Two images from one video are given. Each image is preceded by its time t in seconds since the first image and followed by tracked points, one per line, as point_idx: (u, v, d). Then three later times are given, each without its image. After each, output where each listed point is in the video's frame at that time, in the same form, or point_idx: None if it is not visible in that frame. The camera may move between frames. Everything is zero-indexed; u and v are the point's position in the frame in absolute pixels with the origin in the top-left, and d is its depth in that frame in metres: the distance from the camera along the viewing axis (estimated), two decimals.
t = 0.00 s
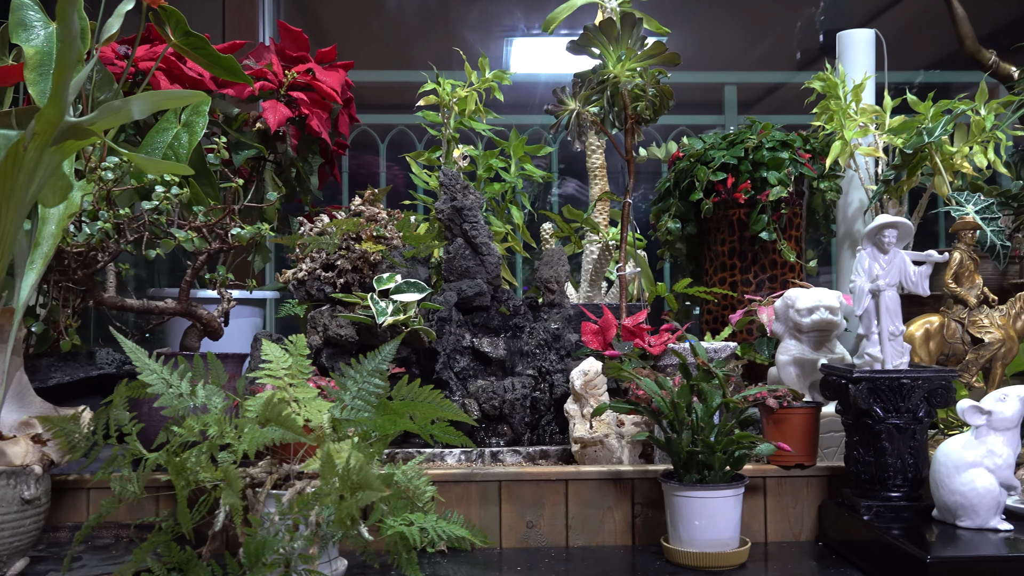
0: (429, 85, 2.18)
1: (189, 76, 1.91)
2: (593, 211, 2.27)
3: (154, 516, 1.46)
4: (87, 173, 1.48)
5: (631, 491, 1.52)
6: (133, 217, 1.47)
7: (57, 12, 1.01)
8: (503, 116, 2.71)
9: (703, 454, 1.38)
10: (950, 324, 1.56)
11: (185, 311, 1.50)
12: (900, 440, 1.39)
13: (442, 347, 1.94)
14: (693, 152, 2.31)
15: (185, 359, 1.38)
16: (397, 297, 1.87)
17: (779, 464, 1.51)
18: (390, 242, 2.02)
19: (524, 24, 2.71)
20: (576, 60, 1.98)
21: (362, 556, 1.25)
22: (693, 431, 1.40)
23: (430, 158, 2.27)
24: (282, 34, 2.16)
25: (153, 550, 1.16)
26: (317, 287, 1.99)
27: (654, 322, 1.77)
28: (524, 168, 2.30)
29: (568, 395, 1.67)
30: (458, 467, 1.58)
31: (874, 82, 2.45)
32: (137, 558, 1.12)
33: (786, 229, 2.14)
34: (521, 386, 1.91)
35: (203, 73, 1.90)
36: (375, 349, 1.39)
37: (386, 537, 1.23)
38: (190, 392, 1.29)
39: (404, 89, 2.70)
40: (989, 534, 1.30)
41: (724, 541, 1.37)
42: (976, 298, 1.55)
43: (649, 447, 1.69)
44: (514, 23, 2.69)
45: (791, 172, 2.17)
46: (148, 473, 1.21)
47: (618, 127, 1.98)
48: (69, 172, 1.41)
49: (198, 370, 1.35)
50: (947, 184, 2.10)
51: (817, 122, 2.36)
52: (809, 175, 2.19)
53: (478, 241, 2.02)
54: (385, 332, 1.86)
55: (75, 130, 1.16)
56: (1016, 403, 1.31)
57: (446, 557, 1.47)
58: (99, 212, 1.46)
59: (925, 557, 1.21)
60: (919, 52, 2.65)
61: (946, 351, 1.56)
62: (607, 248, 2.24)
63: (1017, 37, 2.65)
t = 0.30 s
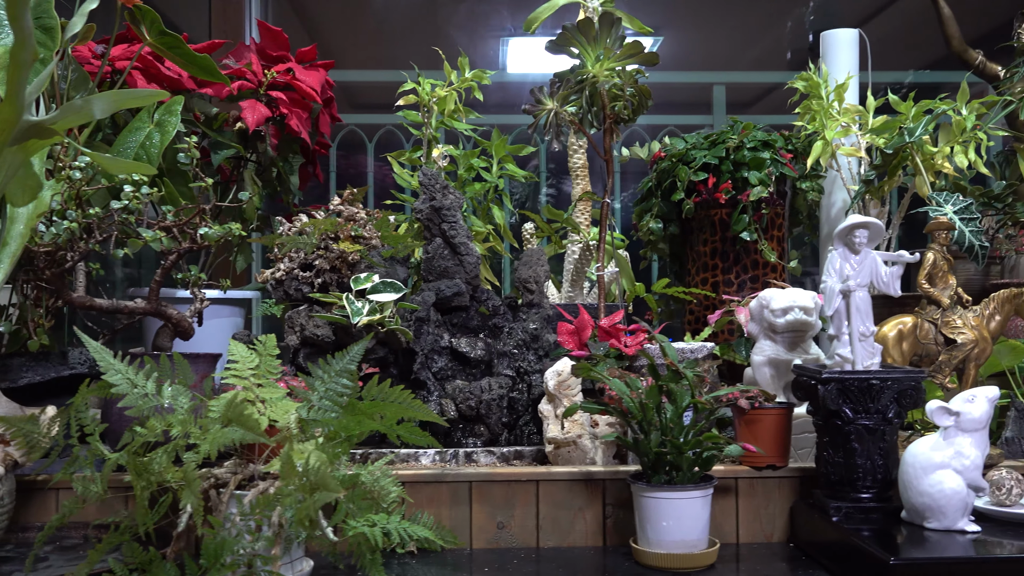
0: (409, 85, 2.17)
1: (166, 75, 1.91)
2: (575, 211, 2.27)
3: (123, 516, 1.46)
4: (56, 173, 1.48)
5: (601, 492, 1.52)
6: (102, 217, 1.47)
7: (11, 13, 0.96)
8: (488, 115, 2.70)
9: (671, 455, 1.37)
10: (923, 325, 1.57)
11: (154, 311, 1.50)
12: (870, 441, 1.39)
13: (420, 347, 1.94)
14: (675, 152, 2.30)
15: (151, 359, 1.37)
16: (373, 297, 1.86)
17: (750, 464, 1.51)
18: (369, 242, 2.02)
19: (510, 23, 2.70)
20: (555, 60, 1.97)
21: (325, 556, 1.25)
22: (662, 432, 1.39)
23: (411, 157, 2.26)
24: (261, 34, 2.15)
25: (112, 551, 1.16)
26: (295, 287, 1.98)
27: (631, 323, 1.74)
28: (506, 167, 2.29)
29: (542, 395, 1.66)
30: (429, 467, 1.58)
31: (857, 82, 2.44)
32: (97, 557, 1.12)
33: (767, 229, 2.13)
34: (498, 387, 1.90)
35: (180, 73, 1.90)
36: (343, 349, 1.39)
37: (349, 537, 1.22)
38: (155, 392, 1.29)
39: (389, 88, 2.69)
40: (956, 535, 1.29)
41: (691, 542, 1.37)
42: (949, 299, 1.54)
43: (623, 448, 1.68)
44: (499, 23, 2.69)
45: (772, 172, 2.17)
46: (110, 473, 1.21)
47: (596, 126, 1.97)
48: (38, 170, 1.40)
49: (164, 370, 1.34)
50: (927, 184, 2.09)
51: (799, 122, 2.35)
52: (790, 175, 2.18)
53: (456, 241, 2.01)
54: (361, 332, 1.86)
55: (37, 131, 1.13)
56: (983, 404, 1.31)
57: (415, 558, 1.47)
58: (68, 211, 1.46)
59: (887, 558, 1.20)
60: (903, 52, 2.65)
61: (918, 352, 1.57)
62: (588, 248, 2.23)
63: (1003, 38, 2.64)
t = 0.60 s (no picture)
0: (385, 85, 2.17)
1: (139, 74, 1.90)
2: (552, 211, 2.26)
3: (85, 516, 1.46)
4: (20, 173, 1.47)
5: (567, 493, 1.51)
6: (66, 217, 1.46)
7: None
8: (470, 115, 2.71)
9: (634, 456, 1.36)
10: (890, 325, 1.55)
11: (118, 310, 1.51)
12: (833, 442, 1.38)
13: (394, 347, 1.93)
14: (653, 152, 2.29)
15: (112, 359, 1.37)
16: (345, 297, 1.86)
17: (717, 465, 1.51)
18: (343, 242, 2.02)
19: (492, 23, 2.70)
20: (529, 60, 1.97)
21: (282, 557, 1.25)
22: (625, 433, 1.39)
23: (388, 157, 2.25)
24: (237, 34, 2.15)
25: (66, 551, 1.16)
26: (268, 286, 1.98)
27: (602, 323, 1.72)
28: (483, 167, 2.29)
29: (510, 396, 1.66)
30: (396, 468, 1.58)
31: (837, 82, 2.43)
32: (46, 556, 1.15)
33: (744, 229, 2.12)
34: (470, 387, 1.89)
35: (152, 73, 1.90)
36: (305, 349, 1.39)
37: (305, 538, 1.22)
38: (114, 392, 1.28)
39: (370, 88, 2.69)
40: (918, 536, 1.29)
41: (653, 543, 1.36)
42: (917, 299, 1.54)
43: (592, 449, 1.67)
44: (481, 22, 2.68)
45: (749, 172, 2.16)
46: (65, 473, 1.20)
47: (570, 126, 1.96)
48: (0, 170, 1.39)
49: (124, 370, 1.34)
50: (904, 184, 2.09)
51: (778, 122, 2.35)
52: (767, 175, 2.18)
53: (431, 241, 2.01)
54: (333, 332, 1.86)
55: None
56: (945, 405, 1.30)
57: (379, 559, 1.47)
58: (30, 211, 1.45)
59: (844, 560, 1.20)
60: (884, 52, 2.65)
61: (886, 353, 1.56)
62: (565, 248, 2.23)
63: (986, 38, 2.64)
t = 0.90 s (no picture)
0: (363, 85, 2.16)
1: (114, 74, 1.90)
2: (531, 211, 2.26)
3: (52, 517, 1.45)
4: None
5: (536, 494, 1.51)
6: (33, 217, 1.46)
7: None
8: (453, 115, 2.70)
9: (600, 456, 1.36)
10: (861, 326, 1.55)
11: (85, 310, 1.52)
12: (800, 443, 1.38)
13: (370, 347, 1.94)
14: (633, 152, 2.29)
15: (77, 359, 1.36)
16: (319, 298, 1.85)
17: (686, 466, 1.51)
18: (320, 242, 2.02)
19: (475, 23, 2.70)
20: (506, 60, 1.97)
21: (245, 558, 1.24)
22: (592, 434, 1.38)
23: (368, 156, 2.24)
24: (214, 33, 2.15)
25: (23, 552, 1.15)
26: (244, 287, 1.97)
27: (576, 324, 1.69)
28: (463, 167, 2.30)
29: (482, 397, 1.65)
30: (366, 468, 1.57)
31: (818, 82, 2.43)
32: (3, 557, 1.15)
33: (722, 229, 2.12)
34: (444, 388, 1.87)
35: (126, 73, 1.89)
36: (271, 349, 1.39)
37: (266, 539, 1.22)
38: (77, 393, 1.28)
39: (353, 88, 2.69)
40: (881, 538, 1.28)
41: (619, 545, 1.36)
42: (888, 300, 1.53)
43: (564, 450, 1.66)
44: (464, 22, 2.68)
45: (728, 172, 2.16)
46: (25, 474, 1.20)
47: (546, 126, 1.96)
48: None
49: (88, 370, 1.34)
50: (881, 184, 2.09)
51: (758, 122, 2.34)
52: (745, 176, 2.17)
53: (408, 241, 2.00)
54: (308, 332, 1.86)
55: None
56: (910, 406, 1.30)
57: (347, 560, 1.46)
58: None
59: (803, 561, 1.20)
60: (867, 53, 2.65)
61: (856, 354, 1.55)
62: (545, 248, 2.22)
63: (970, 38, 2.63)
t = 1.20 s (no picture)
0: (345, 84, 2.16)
1: (92, 74, 1.90)
2: (513, 212, 2.26)
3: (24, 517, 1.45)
4: None
5: (509, 494, 1.50)
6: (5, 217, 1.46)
7: None
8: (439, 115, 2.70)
9: (571, 457, 1.36)
10: (835, 327, 1.55)
11: (58, 309, 1.53)
12: (771, 444, 1.38)
13: (349, 347, 1.94)
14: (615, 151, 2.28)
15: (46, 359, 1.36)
16: (298, 298, 1.84)
17: (660, 466, 1.50)
18: (300, 242, 2.02)
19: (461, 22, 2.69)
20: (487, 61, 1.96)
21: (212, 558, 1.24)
22: (564, 435, 1.38)
23: (350, 155, 2.24)
24: (196, 33, 2.14)
25: None
26: (224, 286, 1.96)
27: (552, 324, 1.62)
28: (446, 167, 2.30)
29: (458, 397, 1.65)
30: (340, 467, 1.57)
31: (802, 82, 2.43)
32: None
33: (704, 230, 2.12)
34: (422, 387, 1.88)
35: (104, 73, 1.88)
36: (242, 350, 1.39)
37: (233, 540, 1.22)
38: (45, 393, 1.27)
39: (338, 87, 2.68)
40: (851, 539, 1.28)
41: (589, 545, 1.35)
42: (862, 300, 1.53)
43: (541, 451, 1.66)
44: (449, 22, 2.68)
45: (710, 173, 2.16)
46: None
47: (526, 126, 1.96)
48: None
49: (58, 370, 1.34)
50: (862, 185, 2.09)
51: (742, 122, 2.34)
52: (727, 176, 2.17)
53: (388, 241, 1.99)
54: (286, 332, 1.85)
55: None
56: (880, 407, 1.29)
57: (320, 560, 1.46)
58: None
59: (768, 561, 1.20)
60: (853, 53, 2.64)
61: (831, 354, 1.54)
62: (527, 249, 2.23)
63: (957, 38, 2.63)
